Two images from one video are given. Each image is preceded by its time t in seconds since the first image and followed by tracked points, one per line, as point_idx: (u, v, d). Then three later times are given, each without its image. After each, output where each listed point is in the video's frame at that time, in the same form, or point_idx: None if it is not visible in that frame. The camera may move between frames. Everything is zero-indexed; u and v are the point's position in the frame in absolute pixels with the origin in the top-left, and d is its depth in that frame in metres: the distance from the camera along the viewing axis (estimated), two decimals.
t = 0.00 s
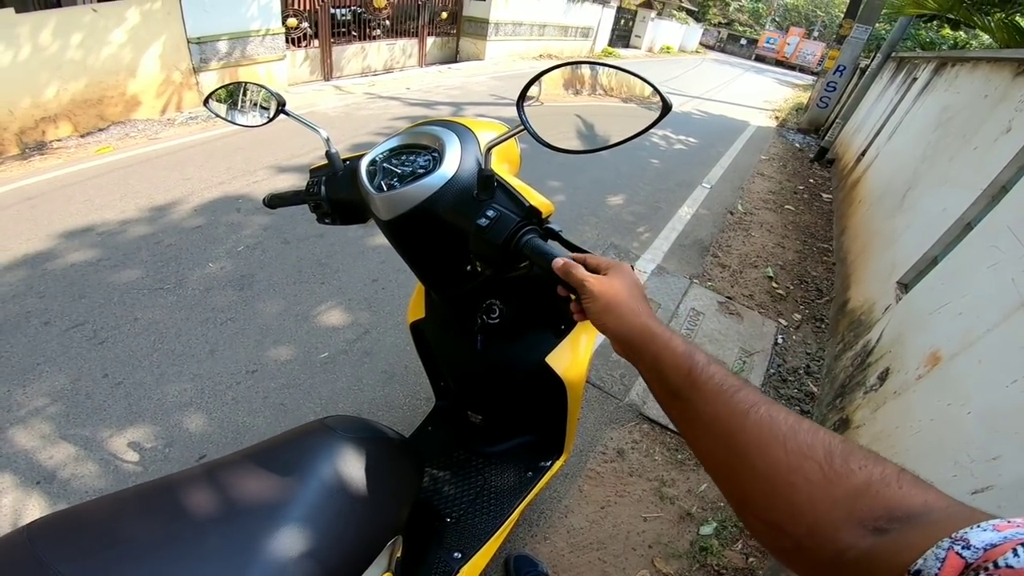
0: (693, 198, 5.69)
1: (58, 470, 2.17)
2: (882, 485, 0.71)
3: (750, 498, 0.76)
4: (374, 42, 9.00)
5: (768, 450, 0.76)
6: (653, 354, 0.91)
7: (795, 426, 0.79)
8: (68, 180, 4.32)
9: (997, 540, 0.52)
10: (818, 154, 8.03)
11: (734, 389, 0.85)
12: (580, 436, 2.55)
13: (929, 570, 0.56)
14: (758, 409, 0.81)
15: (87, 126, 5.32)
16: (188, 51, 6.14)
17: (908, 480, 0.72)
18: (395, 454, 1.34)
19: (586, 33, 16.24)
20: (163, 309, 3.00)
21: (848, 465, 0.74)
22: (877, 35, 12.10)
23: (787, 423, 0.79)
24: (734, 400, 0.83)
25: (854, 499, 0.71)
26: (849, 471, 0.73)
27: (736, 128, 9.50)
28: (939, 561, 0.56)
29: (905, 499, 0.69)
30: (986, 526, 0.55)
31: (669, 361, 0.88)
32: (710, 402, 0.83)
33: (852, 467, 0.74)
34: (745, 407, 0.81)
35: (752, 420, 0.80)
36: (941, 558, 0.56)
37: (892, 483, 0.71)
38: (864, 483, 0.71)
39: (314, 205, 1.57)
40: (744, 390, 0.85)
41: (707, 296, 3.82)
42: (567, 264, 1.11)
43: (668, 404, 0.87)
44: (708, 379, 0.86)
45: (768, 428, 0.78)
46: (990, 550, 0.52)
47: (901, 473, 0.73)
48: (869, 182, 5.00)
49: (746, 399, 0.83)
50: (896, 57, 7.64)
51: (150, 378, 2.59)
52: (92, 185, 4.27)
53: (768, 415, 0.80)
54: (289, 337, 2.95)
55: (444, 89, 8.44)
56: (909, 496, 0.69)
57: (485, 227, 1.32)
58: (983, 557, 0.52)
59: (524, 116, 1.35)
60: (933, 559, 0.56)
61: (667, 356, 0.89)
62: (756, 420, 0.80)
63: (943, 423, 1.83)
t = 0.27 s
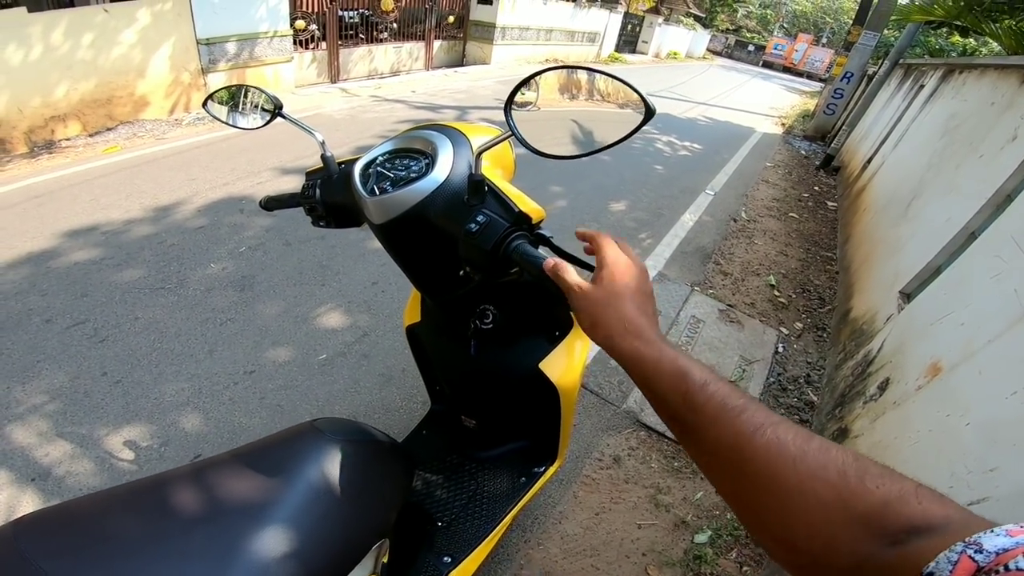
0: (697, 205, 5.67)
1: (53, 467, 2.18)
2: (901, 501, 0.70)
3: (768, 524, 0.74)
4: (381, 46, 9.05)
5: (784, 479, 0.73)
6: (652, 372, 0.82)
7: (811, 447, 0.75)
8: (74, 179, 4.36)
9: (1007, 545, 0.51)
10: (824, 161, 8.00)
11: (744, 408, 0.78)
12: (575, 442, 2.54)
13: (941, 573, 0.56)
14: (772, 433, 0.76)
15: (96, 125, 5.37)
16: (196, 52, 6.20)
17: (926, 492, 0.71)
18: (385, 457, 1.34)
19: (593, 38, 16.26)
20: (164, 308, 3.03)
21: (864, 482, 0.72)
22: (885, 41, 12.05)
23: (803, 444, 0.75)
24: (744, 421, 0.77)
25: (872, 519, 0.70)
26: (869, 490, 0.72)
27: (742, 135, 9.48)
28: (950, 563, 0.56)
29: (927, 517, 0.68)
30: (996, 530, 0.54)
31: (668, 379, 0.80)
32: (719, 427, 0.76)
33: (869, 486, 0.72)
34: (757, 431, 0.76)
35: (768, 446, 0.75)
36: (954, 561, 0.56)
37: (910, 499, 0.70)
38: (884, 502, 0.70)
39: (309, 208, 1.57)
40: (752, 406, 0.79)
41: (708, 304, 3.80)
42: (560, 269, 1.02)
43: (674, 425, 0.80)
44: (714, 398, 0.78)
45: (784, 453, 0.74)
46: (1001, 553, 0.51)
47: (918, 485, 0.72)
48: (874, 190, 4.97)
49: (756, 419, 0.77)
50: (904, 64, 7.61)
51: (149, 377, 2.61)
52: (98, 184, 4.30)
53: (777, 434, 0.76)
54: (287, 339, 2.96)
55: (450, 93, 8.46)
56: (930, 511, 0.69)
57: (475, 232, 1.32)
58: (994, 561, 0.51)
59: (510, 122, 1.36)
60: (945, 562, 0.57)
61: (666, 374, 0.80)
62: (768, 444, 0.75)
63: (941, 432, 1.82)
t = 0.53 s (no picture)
0: (702, 212, 5.64)
1: (51, 466, 2.20)
2: (863, 496, 0.66)
3: (723, 516, 0.68)
4: (390, 49, 9.10)
5: (749, 458, 0.68)
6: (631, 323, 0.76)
7: (781, 431, 0.71)
8: (84, 179, 4.41)
9: (959, 535, 0.49)
10: (834, 169, 7.93)
11: (718, 380, 0.74)
12: (572, 450, 2.53)
13: (893, 566, 0.52)
14: (745, 408, 0.72)
15: (107, 126, 5.43)
16: (207, 54, 6.26)
17: (885, 493, 0.68)
18: (372, 464, 1.34)
19: (603, 42, 16.25)
20: (167, 309, 3.05)
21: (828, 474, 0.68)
22: (898, 48, 11.95)
23: (774, 426, 0.71)
24: (718, 393, 0.72)
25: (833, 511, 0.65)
26: (833, 483, 0.67)
27: (750, 141, 9.43)
28: (902, 556, 0.51)
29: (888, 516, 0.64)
30: (942, 518, 0.52)
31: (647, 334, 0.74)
32: (689, 394, 0.72)
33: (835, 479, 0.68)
34: (730, 403, 0.72)
35: (737, 421, 0.70)
36: (905, 553, 0.51)
37: (870, 496, 0.66)
38: (848, 495, 0.66)
39: (301, 216, 1.58)
40: (728, 379, 0.74)
41: (711, 313, 3.77)
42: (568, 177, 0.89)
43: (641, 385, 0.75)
44: (689, 365, 0.74)
45: (752, 430, 0.70)
46: (953, 544, 0.48)
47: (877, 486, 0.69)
48: (883, 199, 4.92)
49: (730, 393, 0.73)
50: (916, 71, 7.54)
51: (149, 377, 2.63)
52: (107, 184, 4.35)
53: (747, 411, 0.71)
54: (288, 341, 2.97)
55: (458, 96, 8.49)
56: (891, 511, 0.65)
57: (459, 245, 1.32)
58: (947, 552, 0.48)
59: (491, 134, 1.32)
60: (896, 554, 0.52)
61: (644, 328, 0.74)
62: (740, 418, 0.70)
63: (940, 449, 1.80)
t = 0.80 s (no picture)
0: (714, 210, 5.58)
1: (57, 451, 2.23)
2: (896, 458, 0.64)
3: (750, 470, 0.67)
4: (404, 42, 9.09)
5: (782, 414, 0.66)
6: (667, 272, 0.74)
7: (815, 388, 0.69)
8: (99, 166, 4.46)
9: (977, 500, 0.50)
10: (850, 170, 7.82)
11: (754, 333, 0.72)
12: (576, 445, 2.52)
13: (914, 532, 0.52)
14: (779, 363, 0.70)
15: (124, 114, 5.48)
16: (223, 44, 6.29)
17: (919, 458, 0.66)
18: (376, 452, 1.34)
19: (618, 38, 16.12)
20: (177, 295, 3.08)
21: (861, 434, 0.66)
22: (920, 49, 11.73)
23: (808, 383, 0.69)
24: (753, 347, 0.70)
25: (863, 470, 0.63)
26: (866, 443, 0.65)
27: (765, 141, 9.32)
28: (922, 522, 0.52)
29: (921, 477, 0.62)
30: (966, 488, 0.53)
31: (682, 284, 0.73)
32: (724, 346, 0.70)
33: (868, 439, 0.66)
34: (765, 358, 0.70)
35: (771, 375, 0.68)
36: (924, 518, 0.52)
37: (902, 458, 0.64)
38: (879, 456, 0.64)
39: (308, 206, 1.57)
40: (763, 332, 0.72)
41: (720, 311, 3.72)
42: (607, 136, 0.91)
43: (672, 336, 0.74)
44: (723, 318, 0.72)
45: (786, 386, 0.68)
46: (972, 509, 0.49)
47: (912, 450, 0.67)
48: (900, 201, 4.84)
49: (765, 347, 0.71)
50: (938, 72, 7.41)
51: (157, 363, 2.65)
52: (121, 172, 4.40)
53: (781, 367, 0.69)
54: (295, 329, 2.99)
55: (471, 90, 8.47)
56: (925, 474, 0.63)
57: (476, 224, 1.30)
58: (968, 516, 0.49)
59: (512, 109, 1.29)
60: (918, 519, 0.52)
61: (679, 278, 0.73)
62: (775, 374, 0.69)
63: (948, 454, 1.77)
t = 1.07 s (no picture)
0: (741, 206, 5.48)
1: (81, 423, 2.29)
2: (959, 374, 0.61)
3: (807, 369, 0.65)
4: (432, 27, 9.08)
5: (847, 314, 0.64)
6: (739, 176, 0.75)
7: (883, 298, 0.67)
8: (133, 144, 4.56)
9: None
10: (885, 170, 7.60)
11: (822, 240, 0.71)
12: (591, 435, 2.53)
13: (977, 464, 0.52)
14: (846, 269, 0.68)
15: (159, 94, 5.59)
16: (257, 26, 6.35)
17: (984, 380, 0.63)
18: (401, 428, 1.36)
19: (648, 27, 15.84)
20: (205, 270, 3.15)
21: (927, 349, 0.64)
22: (966, 50, 11.31)
23: (877, 294, 0.67)
24: (821, 251, 0.69)
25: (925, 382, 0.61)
26: (931, 354, 0.63)
27: (797, 137, 9.11)
28: (987, 454, 0.52)
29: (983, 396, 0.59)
30: None
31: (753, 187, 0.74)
32: (792, 247, 0.69)
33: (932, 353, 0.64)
34: (831, 262, 0.68)
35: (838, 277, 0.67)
36: (989, 450, 0.52)
37: (968, 376, 0.62)
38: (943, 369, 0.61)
39: (337, 193, 1.58)
40: (836, 242, 0.72)
41: (743, 307, 3.66)
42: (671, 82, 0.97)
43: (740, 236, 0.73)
44: (801, 221, 0.72)
45: (854, 289, 0.66)
46: None
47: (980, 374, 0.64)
48: (936, 204, 4.70)
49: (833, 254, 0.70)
50: (984, 73, 7.14)
51: (184, 336, 2.72)
52: (154, 149, 4.49)
53: (850, 272, 0.68)
54: (318, 307, 3.03)
55: (497, 78, 8.43)
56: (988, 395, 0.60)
57: (527, 187, 1.29)
58: None
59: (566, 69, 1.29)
60: (980, 453, 0.52)
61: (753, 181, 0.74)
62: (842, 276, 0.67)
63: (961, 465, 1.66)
